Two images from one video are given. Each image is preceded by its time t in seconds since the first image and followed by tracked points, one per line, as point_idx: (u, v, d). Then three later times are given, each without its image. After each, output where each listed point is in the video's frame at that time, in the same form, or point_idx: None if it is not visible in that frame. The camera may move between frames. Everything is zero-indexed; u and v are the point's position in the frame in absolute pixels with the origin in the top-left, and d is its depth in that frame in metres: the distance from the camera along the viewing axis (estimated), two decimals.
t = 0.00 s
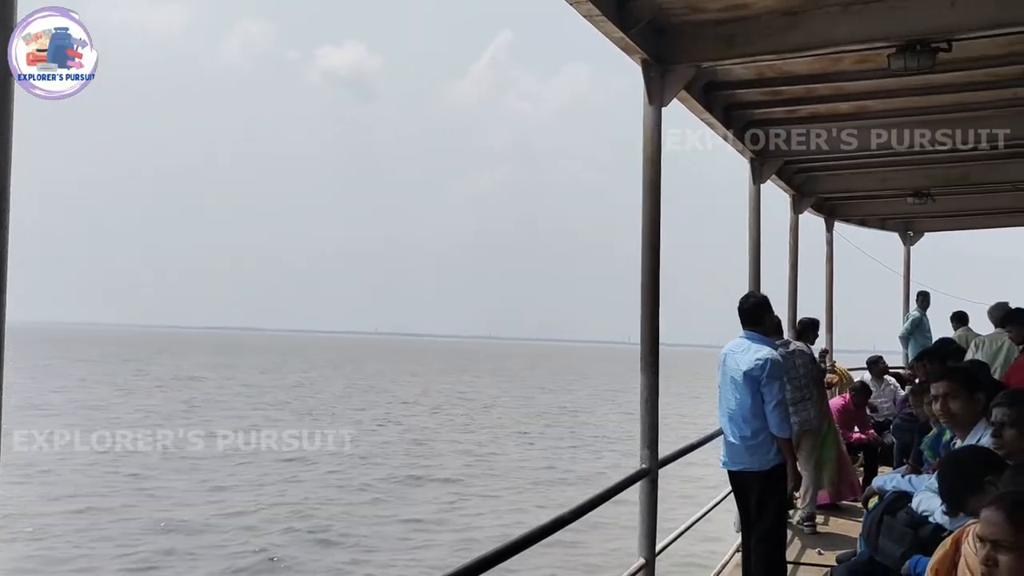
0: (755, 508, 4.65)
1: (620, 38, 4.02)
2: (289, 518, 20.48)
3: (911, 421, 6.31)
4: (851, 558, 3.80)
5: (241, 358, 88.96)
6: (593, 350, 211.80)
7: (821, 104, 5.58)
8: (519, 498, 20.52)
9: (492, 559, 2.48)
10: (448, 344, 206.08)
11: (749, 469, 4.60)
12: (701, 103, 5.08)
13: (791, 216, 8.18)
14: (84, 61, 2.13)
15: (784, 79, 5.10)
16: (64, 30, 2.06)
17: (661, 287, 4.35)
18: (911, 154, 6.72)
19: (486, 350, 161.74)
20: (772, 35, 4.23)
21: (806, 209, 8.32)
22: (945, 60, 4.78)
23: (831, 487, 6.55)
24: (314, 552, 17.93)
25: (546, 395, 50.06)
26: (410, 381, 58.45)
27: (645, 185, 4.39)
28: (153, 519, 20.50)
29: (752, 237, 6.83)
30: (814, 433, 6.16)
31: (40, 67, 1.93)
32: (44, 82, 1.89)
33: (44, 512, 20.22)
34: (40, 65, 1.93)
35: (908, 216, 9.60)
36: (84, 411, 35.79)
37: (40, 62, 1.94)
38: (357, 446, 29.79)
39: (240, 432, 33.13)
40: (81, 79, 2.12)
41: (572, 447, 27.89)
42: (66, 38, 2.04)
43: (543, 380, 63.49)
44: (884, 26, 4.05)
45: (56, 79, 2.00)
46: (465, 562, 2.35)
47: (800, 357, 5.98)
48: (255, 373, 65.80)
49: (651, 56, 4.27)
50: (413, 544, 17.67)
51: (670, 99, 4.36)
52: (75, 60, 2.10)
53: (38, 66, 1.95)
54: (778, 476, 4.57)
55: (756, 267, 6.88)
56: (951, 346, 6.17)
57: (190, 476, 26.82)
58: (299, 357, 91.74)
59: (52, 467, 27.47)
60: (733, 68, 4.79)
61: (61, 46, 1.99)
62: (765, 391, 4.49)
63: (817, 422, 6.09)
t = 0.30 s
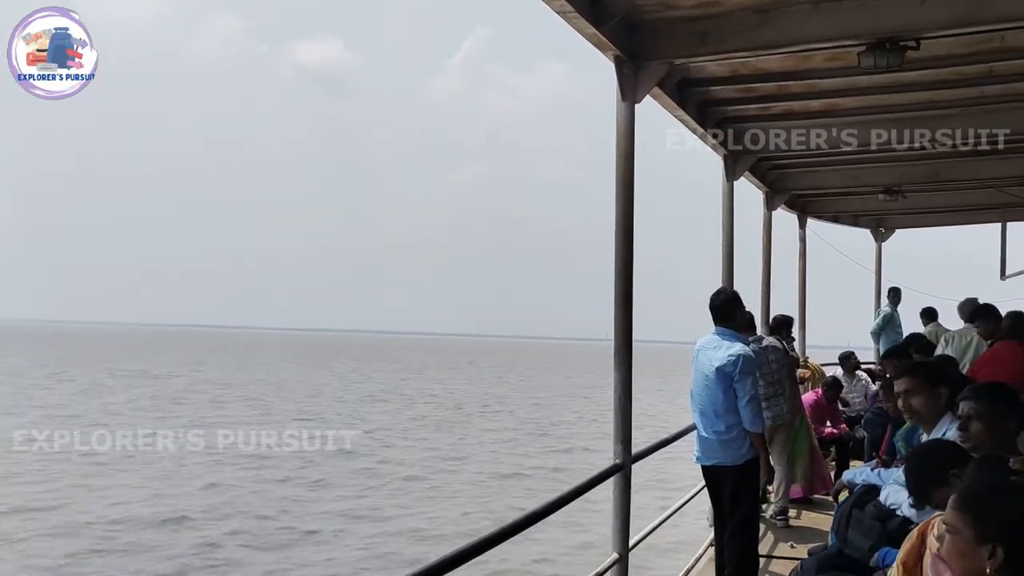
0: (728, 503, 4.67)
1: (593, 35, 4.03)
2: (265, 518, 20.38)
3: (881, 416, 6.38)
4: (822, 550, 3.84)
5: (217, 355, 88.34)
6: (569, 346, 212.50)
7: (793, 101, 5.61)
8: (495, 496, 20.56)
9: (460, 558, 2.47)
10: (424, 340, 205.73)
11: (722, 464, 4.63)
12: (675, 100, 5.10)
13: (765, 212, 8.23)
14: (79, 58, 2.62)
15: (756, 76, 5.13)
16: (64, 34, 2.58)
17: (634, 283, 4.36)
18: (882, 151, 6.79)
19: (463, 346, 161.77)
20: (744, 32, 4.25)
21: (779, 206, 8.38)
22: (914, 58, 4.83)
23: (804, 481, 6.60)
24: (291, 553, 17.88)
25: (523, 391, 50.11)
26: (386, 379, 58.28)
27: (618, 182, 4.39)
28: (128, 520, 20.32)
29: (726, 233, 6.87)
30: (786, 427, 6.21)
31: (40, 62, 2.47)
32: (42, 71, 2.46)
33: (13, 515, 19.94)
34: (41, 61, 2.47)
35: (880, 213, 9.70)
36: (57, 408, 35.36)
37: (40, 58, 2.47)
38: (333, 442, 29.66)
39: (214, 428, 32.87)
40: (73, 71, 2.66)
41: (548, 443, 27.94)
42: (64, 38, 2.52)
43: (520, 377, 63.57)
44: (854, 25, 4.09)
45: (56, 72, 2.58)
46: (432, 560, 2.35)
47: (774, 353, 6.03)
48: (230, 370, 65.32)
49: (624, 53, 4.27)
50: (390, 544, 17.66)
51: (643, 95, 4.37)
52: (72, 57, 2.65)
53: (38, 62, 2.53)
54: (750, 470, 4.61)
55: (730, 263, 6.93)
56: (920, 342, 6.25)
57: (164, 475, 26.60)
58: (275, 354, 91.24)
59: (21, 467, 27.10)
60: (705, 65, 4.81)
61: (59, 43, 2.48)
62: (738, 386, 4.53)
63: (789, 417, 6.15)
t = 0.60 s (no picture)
0: (702, 494, 4.70)
1: (566, 29, 4.03)
2: (242, 516, 20.27)
3: (853, 408, 6.45)
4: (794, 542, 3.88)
5: (192, 350, 87.55)
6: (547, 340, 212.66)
7: (766, 95, 5.64)
8: (472, 492, 20.57)
9: (425, 556, 2.48)
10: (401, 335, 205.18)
11: (696, 455, 4.66)
12: (649, 94, 5.11)
13: (738, 206, 8.28)
14: (81, 58, 2.53)
15: (729, 70, 5.16)
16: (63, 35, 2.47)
17: (608, 276, 4.37)
18: (854, 146, 6.85)
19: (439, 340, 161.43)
20: (717, 26, 4.27)
21: (753, 199, 8.43)
22: (884, 54, 4.87)
23: (777, 473, 6.66)
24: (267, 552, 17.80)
25: (500, 385, 50.14)
26: (363, 373, 58.06)
27: (592, 176, 4.40)
28: (101, 516, 20.14)
29: (701, 227, 6.91)
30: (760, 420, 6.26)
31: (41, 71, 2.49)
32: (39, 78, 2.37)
33: None
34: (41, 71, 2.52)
35: (852, 207, 9.78)
36: (28, 401, 34.91)
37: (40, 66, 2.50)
38: (310, 435, 29.52)
39: (189, 421, 32.59)
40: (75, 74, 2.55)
41: (525, 437, 27.97)
42: (65, 38, 2.43)
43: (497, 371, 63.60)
44: (825, 20, 4.12)
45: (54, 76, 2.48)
46: (396, 558, 2.35)
47: (747, 345, 6.06)
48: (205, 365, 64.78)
49: (598, 47, 4.28)
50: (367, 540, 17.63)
51: (616, 89, 4.38)
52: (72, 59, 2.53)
53: (28, 55, 2.43)
54: (724, 462, 4.64)
55: (704, 257, 6.97)
56: (891, 335, 6.32)
57: (138, 472, 26.36)
58: (251, 349, 90.60)
59: None
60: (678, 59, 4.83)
61: (61, 44, 2.40)
62: (711, 378, 4.56)
63: (763, 410, 6.21)
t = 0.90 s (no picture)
0: (678, 488, 4.72)
1: (544, 21, 4.02)
2: (217, 512, 20.15)
3: (828, 401, 6.51)
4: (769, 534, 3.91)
5: (169, 344, 86.94)
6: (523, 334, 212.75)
7: (743, 90, 5.67)
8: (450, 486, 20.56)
9: (397, 553, 2.48)
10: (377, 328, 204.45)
11: (673, 449, 4.69)
12: (626, 88, 5.12)
13: (716, 200, 8.31)
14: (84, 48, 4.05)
15: (707, 65, 5.17)
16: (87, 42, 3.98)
17: (585, 270, 4.38)
18: (830, 142, 6.90)
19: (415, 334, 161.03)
20: (694, 21, 4.28)
21: (730, 194, 8.47)
22: (860, 50, 4.91)
23: (753, 466, 6.70)
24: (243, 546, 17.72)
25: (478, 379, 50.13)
26: (343, 368, 57.88)
27: (570, 170, 4.40)
28: (76, 510, 19.96)
29: (678, 221, 6.92)
30: (735, 413, 6.33)
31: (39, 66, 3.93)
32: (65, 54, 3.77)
33: None
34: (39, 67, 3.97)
35: (828, 202, 9.85)
36: None
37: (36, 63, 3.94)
38: (286, 427, 29.37)
39: (165, 414, 32.34)
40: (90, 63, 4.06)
41: (503, 431, 27.99)
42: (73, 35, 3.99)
43: (476, 365, 63.59)
44: (801, 15, 4.13)
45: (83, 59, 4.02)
46: (367, 556, 2.34)
47: (724, 340, 6.09)
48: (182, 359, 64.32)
49: (576, 40, 4.28)
50: (344, 533, 17.59)
51: (594, 82, 4.38)
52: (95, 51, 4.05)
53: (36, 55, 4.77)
54: (700, 455, 4.67)
55: (681, 251, 7.00)
56: (866, 328, 6.38)
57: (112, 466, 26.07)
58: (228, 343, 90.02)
59: None
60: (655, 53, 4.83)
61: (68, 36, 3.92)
62: (688, 372, 4.59)
63: (739, 403, 6.25)
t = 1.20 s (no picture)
0: (655, 483, 4.74)
1: (522, 18, 4.01)
2: (194, 509, 19.99)
3: (803, 397, 6.56)
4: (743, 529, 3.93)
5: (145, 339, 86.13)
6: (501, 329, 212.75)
7: (720, 88, 5.69)
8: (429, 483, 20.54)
9: (369, 552, 2.47)
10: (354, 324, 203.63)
11: (649, 445, 4.70)
12: (604, 85, 5.13)
13: (694, 197, 8.35)
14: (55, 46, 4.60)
15: (685, 62, 5.19)
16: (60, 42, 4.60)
17: (563, 267, 4.38)
18: (808, 140, 6.94)
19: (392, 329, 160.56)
20: (671, 18, 4.30)
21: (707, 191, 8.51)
22: (835, 48, 4.95)
23: (729, 461, 6.74)
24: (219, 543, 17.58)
25: (457, 376, 50.12)
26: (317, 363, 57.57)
27: (548, 167, 4.40)
28: (49, 507, 19.72)
29: (655, 218, 6.95)
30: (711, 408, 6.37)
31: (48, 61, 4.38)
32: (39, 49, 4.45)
33: None
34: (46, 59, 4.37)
35: (804, 199, 9.93)
36: None
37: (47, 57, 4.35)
38: (263, 423, 29.19)
39: (141, 409, 32.04)
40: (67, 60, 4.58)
41: (481, 426, 28.01)
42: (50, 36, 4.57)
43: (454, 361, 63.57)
44: (777, 14, 4.16)
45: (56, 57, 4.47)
46: (337, 555, 2.34)
47: (700, 336, 6.12)
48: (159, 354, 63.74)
49: (553, 36, 4.28)
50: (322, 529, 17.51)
51: (572, 79, 4.39)
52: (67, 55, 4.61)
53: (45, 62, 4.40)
54: (675, 450, 4.69)
55: (658, 248, 7.02)
56: (840, 325, 6.43)
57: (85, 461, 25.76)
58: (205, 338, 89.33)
59: None
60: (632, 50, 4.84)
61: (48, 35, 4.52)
62: (663, 368, 4.60)
63: (715, 398, 6.29)
